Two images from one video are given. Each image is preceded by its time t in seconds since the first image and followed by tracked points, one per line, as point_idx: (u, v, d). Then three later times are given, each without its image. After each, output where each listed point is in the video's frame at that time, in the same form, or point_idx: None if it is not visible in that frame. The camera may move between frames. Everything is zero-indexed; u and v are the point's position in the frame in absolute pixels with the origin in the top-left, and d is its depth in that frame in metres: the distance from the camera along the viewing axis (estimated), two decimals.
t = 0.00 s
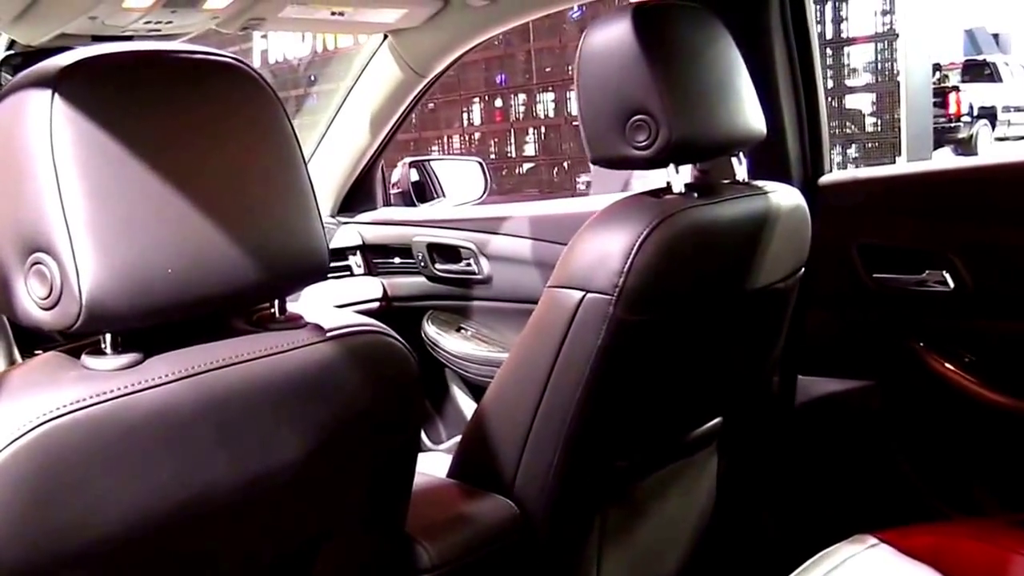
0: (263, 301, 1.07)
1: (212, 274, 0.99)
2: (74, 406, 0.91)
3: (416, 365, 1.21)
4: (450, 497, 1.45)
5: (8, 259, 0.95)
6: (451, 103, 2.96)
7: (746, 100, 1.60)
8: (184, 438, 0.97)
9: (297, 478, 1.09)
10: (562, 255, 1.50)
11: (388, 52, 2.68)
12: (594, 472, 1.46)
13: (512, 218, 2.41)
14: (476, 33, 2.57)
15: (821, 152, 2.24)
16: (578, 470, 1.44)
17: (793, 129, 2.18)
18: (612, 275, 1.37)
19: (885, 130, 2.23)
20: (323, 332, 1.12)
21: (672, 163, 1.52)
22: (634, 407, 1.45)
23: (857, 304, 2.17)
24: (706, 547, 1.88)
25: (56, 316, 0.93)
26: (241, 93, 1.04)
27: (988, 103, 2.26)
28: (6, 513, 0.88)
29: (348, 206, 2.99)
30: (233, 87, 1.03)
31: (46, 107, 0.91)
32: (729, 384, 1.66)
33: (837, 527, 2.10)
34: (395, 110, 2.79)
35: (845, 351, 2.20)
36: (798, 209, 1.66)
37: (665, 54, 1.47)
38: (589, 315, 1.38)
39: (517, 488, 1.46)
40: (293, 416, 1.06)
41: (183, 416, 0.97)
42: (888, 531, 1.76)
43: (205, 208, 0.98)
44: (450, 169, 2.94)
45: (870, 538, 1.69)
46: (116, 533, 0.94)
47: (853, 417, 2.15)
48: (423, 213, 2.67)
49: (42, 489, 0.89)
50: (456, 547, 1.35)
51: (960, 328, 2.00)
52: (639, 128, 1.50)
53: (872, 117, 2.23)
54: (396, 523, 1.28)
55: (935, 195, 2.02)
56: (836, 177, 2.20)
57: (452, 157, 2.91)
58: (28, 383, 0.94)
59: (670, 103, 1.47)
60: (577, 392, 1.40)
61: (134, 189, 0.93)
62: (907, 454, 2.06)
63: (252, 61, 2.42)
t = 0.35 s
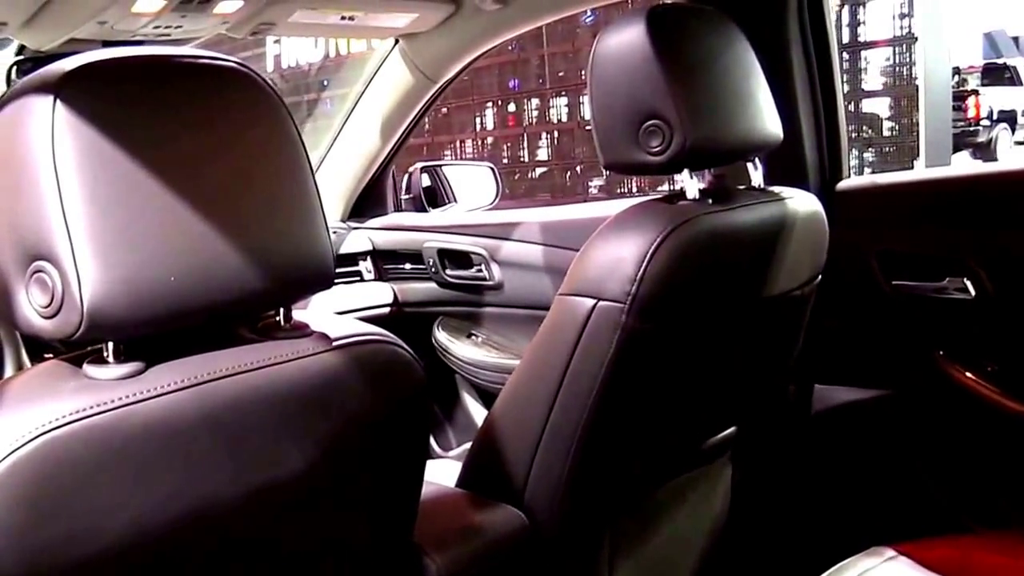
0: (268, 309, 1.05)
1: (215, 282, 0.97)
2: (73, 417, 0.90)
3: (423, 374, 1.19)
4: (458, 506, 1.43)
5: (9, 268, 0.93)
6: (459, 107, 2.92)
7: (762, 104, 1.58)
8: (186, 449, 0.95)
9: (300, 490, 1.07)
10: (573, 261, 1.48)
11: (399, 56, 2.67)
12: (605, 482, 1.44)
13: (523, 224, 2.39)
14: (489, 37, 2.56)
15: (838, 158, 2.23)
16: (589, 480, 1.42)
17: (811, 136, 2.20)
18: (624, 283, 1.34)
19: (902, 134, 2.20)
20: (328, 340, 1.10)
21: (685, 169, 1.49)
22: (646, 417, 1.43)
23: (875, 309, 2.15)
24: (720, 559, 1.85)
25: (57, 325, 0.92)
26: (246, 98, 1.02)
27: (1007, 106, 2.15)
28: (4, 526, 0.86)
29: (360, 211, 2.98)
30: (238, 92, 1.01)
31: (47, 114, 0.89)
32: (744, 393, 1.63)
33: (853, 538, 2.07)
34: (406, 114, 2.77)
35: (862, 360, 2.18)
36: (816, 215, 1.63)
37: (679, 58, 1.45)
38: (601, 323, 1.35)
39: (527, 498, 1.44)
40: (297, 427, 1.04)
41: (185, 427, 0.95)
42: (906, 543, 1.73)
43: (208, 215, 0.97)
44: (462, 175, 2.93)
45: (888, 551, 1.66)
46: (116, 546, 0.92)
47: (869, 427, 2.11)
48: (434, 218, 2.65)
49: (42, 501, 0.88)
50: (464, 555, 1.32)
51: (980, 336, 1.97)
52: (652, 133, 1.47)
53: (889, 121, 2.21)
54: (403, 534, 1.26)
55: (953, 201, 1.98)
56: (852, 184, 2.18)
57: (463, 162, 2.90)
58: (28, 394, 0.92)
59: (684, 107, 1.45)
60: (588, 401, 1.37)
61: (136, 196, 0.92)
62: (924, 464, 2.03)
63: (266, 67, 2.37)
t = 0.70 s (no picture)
0: (271, 317, 1.05)
1: (217, 290, 0.97)
2: (74, 425, 0.89)
3: (427, 381, 1.19)
4: (463, 512, 1.42)
5: (11, 277, 0.93)
6: (472, 106, 2.89)
7: (772, 107, 1.57)
8: (188, 457, 0.95)
9: (303, 498, 1.07)
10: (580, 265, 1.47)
11: (407, 58, 2.66)
12: (611, 487, 1.43)
13: (531, 226, 2.39)
14: (498, 40, 2.55)
15: (848, 157, 2.21)
16: (595, 486, 1.41)
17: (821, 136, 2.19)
18: (632, 288, 1.33)
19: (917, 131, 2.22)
20: (332, 348, 1.10)
21: (693, 173, 1.48)
22: (653, 423, 1.42)
23: (884, 313, 2.13)
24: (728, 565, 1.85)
25: (58, 333, 0.91)
26: (250, 106, 1.02)
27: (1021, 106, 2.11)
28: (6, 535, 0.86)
29: (368, 212, 2.97)
30: (242, 100, 1.01)
31: (49, 122, 0.89)
32: (752, 399, 1.62)
33: (862, 544, 2.06)
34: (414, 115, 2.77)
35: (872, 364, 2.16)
36: (826, 219, 1.62)
37: (687, 61, 1.44)
38: (608, 328, 1.35)
39: (533, 503, 1.43)
40: (300, 434, 1.04)
41: (187, 435, 0.95)
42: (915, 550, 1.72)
43: (211, 223, 0.96)
44: (470, 176, 2.91)
45: (898, 557, 1.65)
46: (118, 555, 0.92)
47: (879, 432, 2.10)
48: (442, 219, 2.65)
49: (43, 510, 0.87)
50: (468, 558, 1.32)
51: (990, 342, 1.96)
52: (660, 137, 1.46)
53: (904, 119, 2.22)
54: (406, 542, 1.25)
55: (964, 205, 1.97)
56: (862, 186, 2.15)
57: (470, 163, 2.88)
58: (30, 402, 0.92)
59: (692, 111, 1.43)
60: (595, 406, 1.37)
61: (139, 204, 0.91)
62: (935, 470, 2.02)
63: (275, 66, 2.40)
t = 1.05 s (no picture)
0: (276, 320, 1.05)
1: (222, 292, 0.97)
2: (79, 427, 0.90)
3: (431, 383, 1.19)
4: (466, 513, 1.43)
5: (16, 280, 0.93)
6: (475, 104, 2.90)
7: (778, 109, 1.57)
8: (193, 460, 0.95)
9: (307, 500, 1.07)
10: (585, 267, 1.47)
11: (412, 57, 2.66)
12: (616, 489, 1.43)
13: (537, 226, 2.39)
14: (504, 40, 2.54)
15: (854, 155, 2.21)
16: (600, 486, 1.41)
17: (827, 139, 2.20)
18: (637, 290, 1.33)
19: (919, 131, 2.14)
20: (337, 350, 1.10)
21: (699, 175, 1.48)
22: (658, 424, 1.41)
23: (891, 314, 2.13)
24: (734, 566, 1.84)
25: (62, 335, 0.91)
26: (255, 110, 1.02)
27: None
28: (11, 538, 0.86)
29: (374, 211, 2.97)
30: (247, 103, 1.01)
31: (55, 126, 0.89)
32: (759, 400, 1.62)
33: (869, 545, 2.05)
34: (420, 116, 2.77)
35: (879, 365, 2.15)
36: (831, 220, 1.61)
37: (692, 63, 1.43)
38: (613, 329, 1.34)
39: (538, 505, 1.43)
40: (305, 437, 1.04)
41: (192, 438, 0.95)
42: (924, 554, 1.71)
43: (216, 225, 0.96)
44: (475, 176, 2.93)
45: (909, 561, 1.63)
46: (122, 558, 0.92)
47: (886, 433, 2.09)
48: (447, 219, 2.65)
49: (47, 511, 0.88)
50: (469, 560, 1.32)
51: (998, 344, 1.95)
52: (666, 139, 1.46)
53: (906, 119, 2.15)
54: (411, 543, 1.25)
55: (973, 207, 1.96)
56: (870, 188, 2.14)
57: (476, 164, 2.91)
58: (34, 405, 0.92)
59: (698, 112, 1.43)
60: (600, 408, 1.36)
61: (144, 207, 0.91)
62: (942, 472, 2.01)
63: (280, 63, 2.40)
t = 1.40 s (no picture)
0: (282, 318, 1.05)
1: (227, 288, 0.97)
2: (85, 424, 0.90)
3: (436, 380, 1.19)
4: (472, 511, 1.43)
5: (23, 276, 0.93)
6: (480, 101, 2.88)
7: (785, 106, 1.57)
8: (198, 457, 0.95)
9: (313, 497, 1.07)
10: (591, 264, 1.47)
11: (417, 55, 2.65)
12: (622, 486, 1.43)
13: (543, 223, 2.38)
14: (513, 36, 2.54)
15: (860, 152, 2.20)
16: (605, 483, 1.41)
17: (834, 134, 2.18)
18: (643, 287, 1.33)
19: (925, 128, 2.18)
20: (343, 347, 1.10)
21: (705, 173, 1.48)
22: (664, 421, 1.41)
23: (899, 311, 2.12)
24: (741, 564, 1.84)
25: (69, 332, 0.91)
26: (262, 107, 1.02)
27: None
28: (16, 534, 0.86)
29: (380, 207, 2.97)
30: (254, 100, 1.01)
31: (62, 123, 0.89)
32: (765, 398, 1.62)
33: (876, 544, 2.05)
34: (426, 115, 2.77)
35: (887, 363, 2.15)
36: (838, 217, 1.61)
37: (698, 60, 1.43)
38: (619, 326, 1.34)
39: (543, 503, 1.43)
40: (310, 434, 1.04)
41: (198, 434, 0.95)
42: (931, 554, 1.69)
43: (223, 222, 0.96)
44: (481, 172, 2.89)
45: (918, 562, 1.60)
46: (126, 555, 0.92)
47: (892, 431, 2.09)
48: (453, 215, 2.65)
49: (53, 507, 0.88)
50: (476, 559, 1.32)
51: (1006, 342, 1.94)
52: (672, 136, 1.46)
53: (912, 116, 2.19)
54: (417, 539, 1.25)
55: (981, 204, 1.96)
56: (877, 185, 2.15)
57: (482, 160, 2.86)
58: (40, 401, 0.92)
59: (703, 110, 1.43)
60: (606, 405, 1.36)
61: (151, 205, 0.91)
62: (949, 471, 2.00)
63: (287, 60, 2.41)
